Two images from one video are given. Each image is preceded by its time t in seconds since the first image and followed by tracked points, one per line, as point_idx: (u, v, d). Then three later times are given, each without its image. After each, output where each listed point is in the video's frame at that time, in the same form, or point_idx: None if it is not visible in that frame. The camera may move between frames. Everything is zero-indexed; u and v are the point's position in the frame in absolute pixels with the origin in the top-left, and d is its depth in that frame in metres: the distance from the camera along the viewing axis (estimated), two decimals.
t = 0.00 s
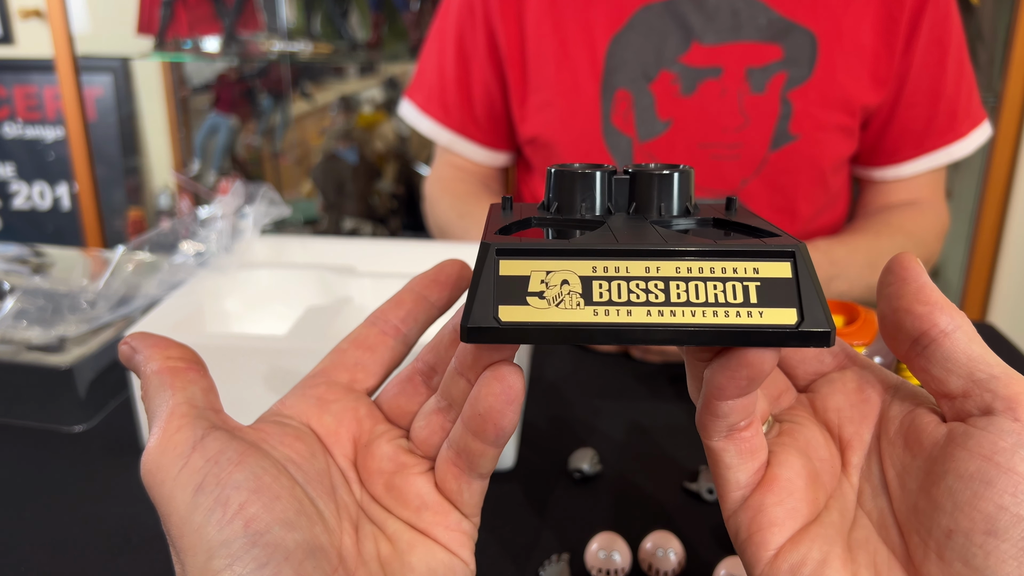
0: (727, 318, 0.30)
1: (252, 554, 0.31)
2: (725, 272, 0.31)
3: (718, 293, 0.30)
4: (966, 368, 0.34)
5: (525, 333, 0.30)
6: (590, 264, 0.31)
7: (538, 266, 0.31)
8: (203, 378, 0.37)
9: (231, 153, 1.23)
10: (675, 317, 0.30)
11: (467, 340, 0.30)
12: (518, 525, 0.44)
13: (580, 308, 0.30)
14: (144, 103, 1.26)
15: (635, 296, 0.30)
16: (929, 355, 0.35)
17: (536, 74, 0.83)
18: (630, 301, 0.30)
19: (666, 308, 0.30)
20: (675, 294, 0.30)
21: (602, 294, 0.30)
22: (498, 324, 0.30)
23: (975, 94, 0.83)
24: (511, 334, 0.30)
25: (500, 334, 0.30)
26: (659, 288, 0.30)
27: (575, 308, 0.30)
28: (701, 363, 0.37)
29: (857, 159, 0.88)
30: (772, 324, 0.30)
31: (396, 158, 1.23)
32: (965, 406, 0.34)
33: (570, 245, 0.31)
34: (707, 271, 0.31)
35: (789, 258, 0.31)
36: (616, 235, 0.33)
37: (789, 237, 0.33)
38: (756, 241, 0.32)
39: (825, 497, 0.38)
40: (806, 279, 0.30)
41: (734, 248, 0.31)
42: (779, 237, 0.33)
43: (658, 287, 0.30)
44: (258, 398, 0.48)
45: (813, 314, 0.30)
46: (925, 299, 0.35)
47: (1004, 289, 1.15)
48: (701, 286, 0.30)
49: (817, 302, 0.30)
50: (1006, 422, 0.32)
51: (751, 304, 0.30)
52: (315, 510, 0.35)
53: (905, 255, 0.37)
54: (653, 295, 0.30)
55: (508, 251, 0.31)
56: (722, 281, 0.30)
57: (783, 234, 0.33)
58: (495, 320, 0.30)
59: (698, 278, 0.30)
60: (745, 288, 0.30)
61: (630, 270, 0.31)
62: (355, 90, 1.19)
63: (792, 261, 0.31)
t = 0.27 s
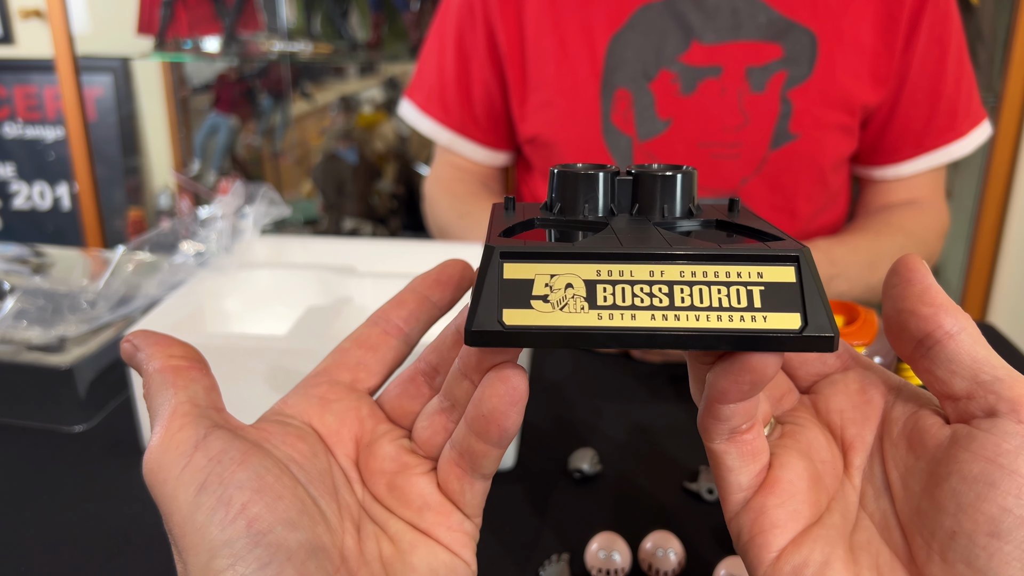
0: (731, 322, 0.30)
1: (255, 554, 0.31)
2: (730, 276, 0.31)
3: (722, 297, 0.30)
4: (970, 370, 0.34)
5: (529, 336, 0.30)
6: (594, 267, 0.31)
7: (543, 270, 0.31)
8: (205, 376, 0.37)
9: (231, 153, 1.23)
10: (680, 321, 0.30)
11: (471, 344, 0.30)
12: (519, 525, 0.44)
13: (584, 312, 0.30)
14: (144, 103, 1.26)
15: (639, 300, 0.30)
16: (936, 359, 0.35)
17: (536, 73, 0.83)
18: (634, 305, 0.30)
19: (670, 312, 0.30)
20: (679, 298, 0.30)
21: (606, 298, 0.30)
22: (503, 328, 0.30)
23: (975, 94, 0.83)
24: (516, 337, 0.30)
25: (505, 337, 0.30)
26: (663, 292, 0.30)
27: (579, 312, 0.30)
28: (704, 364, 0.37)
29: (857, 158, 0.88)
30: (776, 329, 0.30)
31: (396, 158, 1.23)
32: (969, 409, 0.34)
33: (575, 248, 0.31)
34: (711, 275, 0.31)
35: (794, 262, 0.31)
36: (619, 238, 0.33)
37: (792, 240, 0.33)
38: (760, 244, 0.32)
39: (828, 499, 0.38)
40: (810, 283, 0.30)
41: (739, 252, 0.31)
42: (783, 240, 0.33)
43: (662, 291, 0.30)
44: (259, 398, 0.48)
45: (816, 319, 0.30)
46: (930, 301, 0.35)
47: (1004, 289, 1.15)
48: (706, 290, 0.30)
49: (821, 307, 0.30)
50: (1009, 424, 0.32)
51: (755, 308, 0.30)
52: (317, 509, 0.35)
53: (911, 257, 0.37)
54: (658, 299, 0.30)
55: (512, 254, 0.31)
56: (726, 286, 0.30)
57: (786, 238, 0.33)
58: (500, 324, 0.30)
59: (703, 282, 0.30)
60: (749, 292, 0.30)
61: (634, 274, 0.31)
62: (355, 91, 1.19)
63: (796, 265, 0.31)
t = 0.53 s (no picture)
0: (733, 325, 0.30)
1: (256, 554, 0.31)
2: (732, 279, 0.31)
3: (725, 300, 0.30)
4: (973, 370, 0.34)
5: (531, 338, 0.30)
6: (597, 269, 0.31)
7: (545, 272, 0.31)
8: (205, 376, 0.37)
9: (231, 153, 1.23)
10: (682, 324, 0.30)
11: (474, 345, 0.30)
12: (520, 525, 0.44)
13: (586, 315, 0.30)
14: (144, 103, 1.26)
15: (642, 302, 0.30)
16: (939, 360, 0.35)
17: (536, 72, 0.83)
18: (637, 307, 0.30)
19: (672, 315, 0.30)
20: (682, 301, 0.30)
21: (609, 300, 0.30)
22: (505, 330, 0.30)
23: (975, 93, 0.83)
24: (518, 339, 0.30)
25: (507, 340, 0.30)
26: (665, 294, 0.30)
27: (582, 314, 0.30)
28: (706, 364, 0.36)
29: (858, 157, 0.89)
30: (777, 332, 0.30)
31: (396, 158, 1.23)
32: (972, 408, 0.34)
33: (577, 250, 0.31)
34: (713, 278, 0.31)
35: (796, 265, 0.31)
36: (621, 239, 0.33)
37: (794, 242, 0.33)
38: (762, 246, 0.32)
39: (830, 499, 0.38)
40: (812, 287, 0.30)
41: (741, 254, 0.31)
42: (785, 242, 0.33)
43: (665, 293, 0.30)
44: (259, 397, 0.48)
45: (818, 322, 0.30)
46: (930, 299, 0.35)
47: (1004, 289, 1.15)
48: (708, 293, 0.30)
49: (823, 310, 0.30)
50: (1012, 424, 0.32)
51: (757, 311, 0.30)
52: (318, 509, 0.35)
53: (913, 257, 0.37)
54: (660, 301, 0.30)
55: (514, 256, 0.31)
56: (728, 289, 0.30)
57: (788, 240, 0.33)
58: (502, 326, 0.30)
59: (705, 285, 0.30)
60: (751, 295, 0.30)
61: (637, 276, 0.31)
62: (355, 91, 1.19)
63: (799, 267, 0.31)
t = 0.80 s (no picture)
0: (731, 328, 0.30)
1: (255, 554, 0.32)
2: (730, 282, 0.31)
3: (723, 303, 0.30)
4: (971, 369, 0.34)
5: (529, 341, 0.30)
6: (595, 273, 0.31)
7: (543, 275, 0.31)
8: (205, 376, 0.37)
9: (231, 153, 1.23)
10: (679, 328, 0.30)
11: (471, 348, 0.30)
12: (520, 525, 0.44)
13: (585, 318, 0.30)
14: (144, 103, 1.26)
15: (639, 305, 0.30)
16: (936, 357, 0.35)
17: (536, 72, 0.83)
18: (634, 311, 0.30)
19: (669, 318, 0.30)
20: (679, 304, 0.30)
21: (606, 304, 0.30)
22: (503, 333, 0.30)
23: (976, 93, 0.83)
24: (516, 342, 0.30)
25: (505, 343, 0.30)
26: (664, 297, 0.30)
27: (579, 317, 0.30)
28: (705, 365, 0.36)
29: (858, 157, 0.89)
30: (775, 335, 0.30)
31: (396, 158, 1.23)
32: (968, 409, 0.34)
33: (574, 253, 0.31)
34: (711, 281, 0.31)
35: (794, 269, 0.31)
36: (619, 241, 0.33)
37: (793, 245, 0.33)
38: (761, 249, 0.32)
39: (829, 500, 0.38)
40: (810, 291, 0.30)
41: (739, 258, 0.31)
42: (784, 245, 0.33)
43: (662, 296, 0.30)
44: (258, 397, 0.48)
45: (816, 326, 0.30)
46: (916, 301, 0.35)
47: (1004, 289, 1.15)
48: (706, 296, 0.30)
49: (821, 314, 0.30)
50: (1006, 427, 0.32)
51: (754, 315, 0.30)
52: (317, 509, 0.35)
53: (913, 250, 0.36)
54: (658, 305, 0.30)
55: (512, 259, 0.31)
56: (726, 292, 0.30)
57: (787, 243, 0.33)
58: (499, 328, 0.30)
59: (703, 288, 0.30)
60: (749, 299, 0.30)
61: (635, 279, 0.31)
62: (355, 91, 1.19)
63: (797, 271, 0.31)
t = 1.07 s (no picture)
0: (723, 335, 0.30)
1: (255, 553, 0.31)
2: (723, 288, 0.30)
3: (716, 309, 0.30)
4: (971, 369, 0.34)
5: (523, 347, 0.30)
6: (588, 278, 0.31)
7: (537, 280, 0.31)
8: (204, 376, 0.37)
9: (231, 152, 1.23)
10: (672, 334, 0.30)
11: (466, 355, 0.30)
12: (519, 526, 0.44)
13: (578, 324, 0.30)
14: (144, 103, 1.26)
15: (633, 311, 0.30)
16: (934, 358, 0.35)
17: (537, 70, 0.83)
18: (628, 317, 0.30)
19: (663, 325, 0.30)
20: (672, 310, 0.30)
21: (600, 310, 0.30)
22: (497, 339, 0.30)
23: (976, 93, 0.83)
24: (509, 349, 0.30)
25: (499, 349, 0.30)
26: (656, 304, 0.30)
27: (572, 323, 0.30)
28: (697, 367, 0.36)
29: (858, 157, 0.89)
30: (768, 342, 0.30)
31: (396, 158, 1.23)
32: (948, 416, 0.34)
33: (568, 259, 0.31)
34: (705, 287, 0.30)
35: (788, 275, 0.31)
36: (614, 245, 0.33)
37: (789, 250, 0.33)
38: (756, 253, 0.32)
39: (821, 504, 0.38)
40: (803, 299, 0.30)
41: (732, 263, 0.31)
42: (779, 249, 0.33)
43: (656, 302, 0.30)
44: (258, 396, 0.48)
45: (809, 334, 0.30)
46: (846, 341, 0.31)
47: (1004, 289, 1.15)
48: (699, 302, 0.30)
49: (815, 322, 0.30)
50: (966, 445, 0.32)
51: (747, 321, 0.30)
52: (316, 509, 0.35)
53: (823, 268, 0.31)
54: (651, 311, 0.30)
55: (507, 263, 0.31)
56: (720, 298, 0.30)
57: (782, 247, 0.33)
58: (493, 334, 0.30)
59: (697, 294, 0.30)
60: (742, 304, 0.30)
61: (628, 285, 0.30)
62: (355, 91, 1.19)
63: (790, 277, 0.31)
